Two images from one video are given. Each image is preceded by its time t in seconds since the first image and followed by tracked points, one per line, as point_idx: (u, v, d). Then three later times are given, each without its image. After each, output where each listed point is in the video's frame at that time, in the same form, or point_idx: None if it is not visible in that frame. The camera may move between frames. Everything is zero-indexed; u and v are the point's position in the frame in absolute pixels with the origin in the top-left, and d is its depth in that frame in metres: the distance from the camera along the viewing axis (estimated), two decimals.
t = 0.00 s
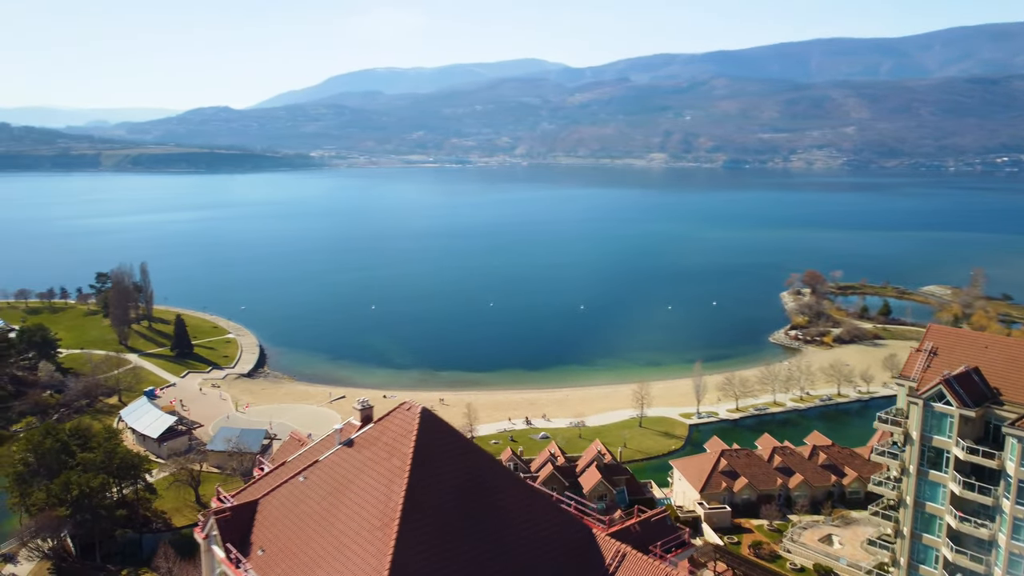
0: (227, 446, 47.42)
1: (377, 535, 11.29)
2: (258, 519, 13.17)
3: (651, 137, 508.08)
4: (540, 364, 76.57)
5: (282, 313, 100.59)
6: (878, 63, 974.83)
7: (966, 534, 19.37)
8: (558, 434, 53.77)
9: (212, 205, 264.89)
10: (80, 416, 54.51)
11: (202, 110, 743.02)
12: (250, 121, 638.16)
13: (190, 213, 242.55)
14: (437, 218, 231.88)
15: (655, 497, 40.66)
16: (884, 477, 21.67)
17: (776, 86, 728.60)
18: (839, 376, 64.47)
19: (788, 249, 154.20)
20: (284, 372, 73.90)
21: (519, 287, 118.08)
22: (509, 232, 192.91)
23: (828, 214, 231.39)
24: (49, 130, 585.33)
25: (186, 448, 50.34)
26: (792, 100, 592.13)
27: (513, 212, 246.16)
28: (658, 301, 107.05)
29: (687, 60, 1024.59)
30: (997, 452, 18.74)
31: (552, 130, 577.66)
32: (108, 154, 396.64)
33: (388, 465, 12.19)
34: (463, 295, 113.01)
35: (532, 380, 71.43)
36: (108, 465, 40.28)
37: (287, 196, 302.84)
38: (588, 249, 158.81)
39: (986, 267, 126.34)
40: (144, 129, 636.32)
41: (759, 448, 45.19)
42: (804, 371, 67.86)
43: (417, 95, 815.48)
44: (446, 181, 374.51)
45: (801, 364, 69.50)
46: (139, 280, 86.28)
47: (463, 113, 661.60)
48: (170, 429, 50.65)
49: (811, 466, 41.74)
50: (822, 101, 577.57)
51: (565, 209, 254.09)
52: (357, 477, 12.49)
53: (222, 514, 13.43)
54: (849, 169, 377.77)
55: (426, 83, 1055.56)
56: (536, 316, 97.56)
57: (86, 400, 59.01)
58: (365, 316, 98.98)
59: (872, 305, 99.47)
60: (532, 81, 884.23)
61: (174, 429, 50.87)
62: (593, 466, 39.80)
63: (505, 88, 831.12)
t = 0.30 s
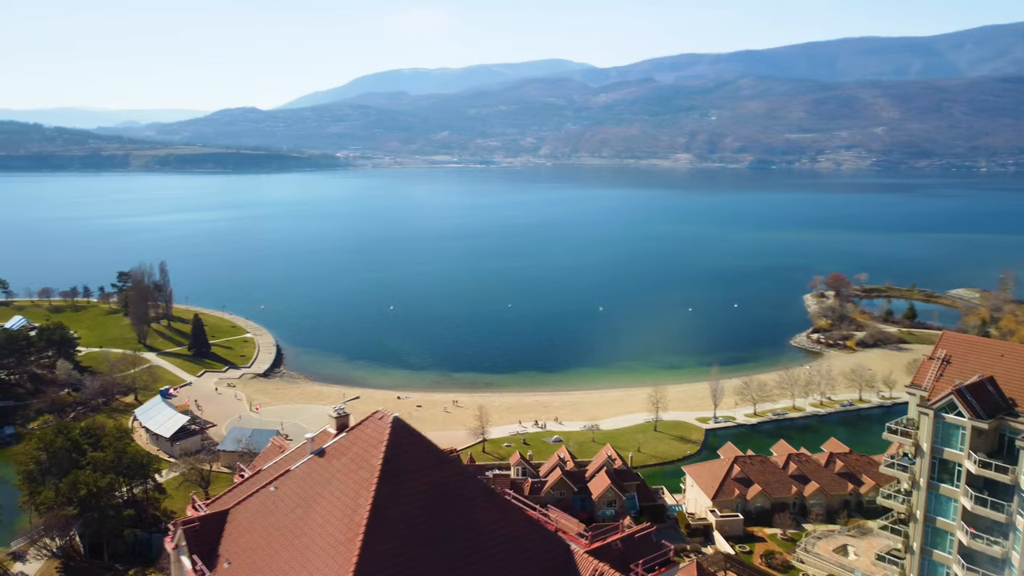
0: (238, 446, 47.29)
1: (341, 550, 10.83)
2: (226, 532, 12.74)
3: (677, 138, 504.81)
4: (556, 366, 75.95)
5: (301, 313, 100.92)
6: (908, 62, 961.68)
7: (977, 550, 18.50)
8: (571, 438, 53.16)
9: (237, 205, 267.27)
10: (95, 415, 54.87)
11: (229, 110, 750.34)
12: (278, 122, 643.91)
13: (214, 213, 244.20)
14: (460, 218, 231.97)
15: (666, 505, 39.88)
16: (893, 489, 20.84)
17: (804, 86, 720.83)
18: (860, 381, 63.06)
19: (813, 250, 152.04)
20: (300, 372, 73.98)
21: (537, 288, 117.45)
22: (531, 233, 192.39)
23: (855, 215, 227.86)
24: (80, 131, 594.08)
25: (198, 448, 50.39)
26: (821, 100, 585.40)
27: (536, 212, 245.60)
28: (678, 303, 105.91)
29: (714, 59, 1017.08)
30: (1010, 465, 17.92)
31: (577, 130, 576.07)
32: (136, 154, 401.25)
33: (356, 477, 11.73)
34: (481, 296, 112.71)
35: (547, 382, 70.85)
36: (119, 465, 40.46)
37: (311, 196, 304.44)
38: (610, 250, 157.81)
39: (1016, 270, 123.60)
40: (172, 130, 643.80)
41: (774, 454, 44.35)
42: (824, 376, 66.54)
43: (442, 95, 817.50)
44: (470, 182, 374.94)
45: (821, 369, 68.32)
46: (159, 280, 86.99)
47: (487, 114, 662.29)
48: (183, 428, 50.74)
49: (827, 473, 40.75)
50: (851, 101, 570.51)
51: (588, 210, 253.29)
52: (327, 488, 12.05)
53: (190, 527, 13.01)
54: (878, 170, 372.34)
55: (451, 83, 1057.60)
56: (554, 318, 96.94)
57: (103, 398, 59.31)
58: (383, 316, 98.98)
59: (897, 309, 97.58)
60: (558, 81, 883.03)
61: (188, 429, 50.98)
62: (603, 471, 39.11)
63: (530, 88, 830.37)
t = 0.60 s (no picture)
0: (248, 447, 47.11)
1: (300, 565, 10.37)
2: (193, 545, 12.30)
3: (703, 137, 500.72)
4: (573, 369, 75.37)
5: (320, 313, 101.05)
6: (940, 62, 945.46)
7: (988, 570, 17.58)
8: (585, 441, 52.49)
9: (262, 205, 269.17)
10: (111, 415, 55.13)
11: (257, 110, 758.00)
12: (304, 123, 648.17)
13: (241, 212, 246.46)
14: (482, 219, 231.47)
15: (677, 510, 39.16)
16: (906, 506, 19.97)
17: (833, 85, 711.33)
18: (883, 386, 61.66)
19: (838, 252, 149.81)
20: (316, 372, 73.97)
21: (556, 289, 116.71)
22: (553, 233, 191.47)
23: (884, 216, 224.04)
24: (113, 131, 603.77)
25: (210, 448, 50.47)
26: (850, 100, 577.27)
27: (559, 213, 244.45)
28: (700, 305, 104.72)
29: (740, 57, 1006.82)
30: None
31: (602, 130, 573.50)
32: (166, 153, 406.61)
33: (323, 487, 11.28)
34: (500, 296, 112.28)
35: (564, 385, 70.17)
36: (127, 464, 40.39)
37: (336, 196, 306.13)
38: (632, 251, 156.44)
39: None
40: (202, 130, 651.86)
41: (790, 461, 43.41)
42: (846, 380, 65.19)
43: (467, 95, 818.27)
44: (493, 182, 374.60)
45: (843, 373, 67.00)
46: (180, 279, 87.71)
47: (512, 114, 662.13)
48: (197, 427, 50.89)
49: (845, 481, 39.75)
50: (881, 101, 561.98)
51: (612, 210, 251.89)
52: (293, 501, 11.63)
53: (155, 537, 12.60)
54: (908, 171, 366.47)
55: (476, 84, 1058.09)
56: (575, 319, 96.56)
57: (120, 397, 59.57)
58: (401, 316, 98.98)
59: (924, 314, 95.58)
60: (583, 82, 880.00)
61: (201, 428, 51.09)
62: (614, 476, 38.55)
63: (555, 88, 827.72)
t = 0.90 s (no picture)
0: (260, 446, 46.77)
1: None
2: (158, 556, 11.94)
3: (730, 138, 495.95)
4: (590, 371, 74.58)
5: (339, 313, 101.16)
6: (975, 60, 927.46)
7: None
8: (599, 445, 51.85)
9: (288, 205, 271.33)
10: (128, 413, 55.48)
11: (285, 111, 765.53)
12: (331, 124, 652.70)
13: (267, 211, 248.83)
14: (506, 219, 230.97)
15: (689, 518, 38.37)
16: (917, 518, 19.16)
17: (864, 84, 700.63)
18: (907, 392, 60.26)
19: (866, 254, 147.16)
20: (333, 372, 74.00)
21: (575, 291, 115.95)
22: (576, 234, 190.36)
23: (914, 218, 220.22)
24: (144, 131, 613.46)
25: (223, 448, 50.40)
26: (881, 99, 568.18)
27: (583, 213, 243.25)
28: (721, 307, 103.38)
29: (768, 57, 996.16)
30: None
31: (627, 130, 570.42)
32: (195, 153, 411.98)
33: (286, 500, 10.88)
34: (519, 297, 111.72)
35: (580, 387, 69.49)
36: (139, 463, 40.49)
37: (361, 195, 307.82)
38: (655, 253, 154.94)
39: None
40: (231, 130, 659.78)
41: (806, 469, 42.42)
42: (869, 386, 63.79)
43: (493, 96, 818.76)
44: (518, 182, 374.02)
45: (866, 379, 65.61)
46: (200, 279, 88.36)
47: (538, 115, 661.28)
48: (209, 427, 50.88)
49: (862, 490, 38.66)
50: (913, 101, 552.48)
51: (635, 210, 250.27)
52: (258, 511, 11.20)
53: (123, 547, 12.29)
54: (941, 172, 359.31)
55: (502, 85, 1058.32)
56: (594, 321, 95.63)
57: (137, 395, 60.02)
58: (420, 317, 98.81)
59: (953, 317, 93.43)
60: (609, 82, 876.56)
61: (214, 428, 51.15)
62: (624, 483, 37.81)
63: (581, 89, 824.58)
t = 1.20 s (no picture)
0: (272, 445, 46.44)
1: None
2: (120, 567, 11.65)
3: (757, 138, 491.11)
4: (607, 374, 73.70)
5: (359, 313, 101.26)
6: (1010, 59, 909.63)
7: None
8: (612, 449, 51.12)
9: (313, 204, 273.19)
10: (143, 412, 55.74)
11: (312, 110, 770.66)
12: (357, 124, 656.49)
13: (292, 211, 250.38)
14: (529, 219, 230.26)
15: (700, 525, 37.52)
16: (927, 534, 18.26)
17: (895, 83, 689.93)
18: (932, 398, 58.72)
19: (894, 256, 144.47)
20: (349, 373, 73.92)
21: (595, 292, 115.04)
22: (599, 235, 189.16)
23: (946, 219, 215.90)
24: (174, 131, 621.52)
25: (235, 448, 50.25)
26: (912, 99, 558.98)
27: (606, 214, 241.89)
28: (743, 310, 101.88)
29: (797, 56, 985.15)
30: None
31: (653, 130, 567.02)
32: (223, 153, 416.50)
33: (238, 516, 10.44)
34: (538, 298, 111.10)
35: (597, 390, 68.73)
36: (149, 463, 40.44)
37: (386, 195, 308.94)
38: (678, 254, 153.40)
39: None
40: (259, 130, 666.39)
41: (824, 477, 41.42)
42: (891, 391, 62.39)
43: (519, 96, 818.38)
44: (543, 182, 373.17)
45: (889, 384, 64.11)
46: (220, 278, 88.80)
47: (563, 114, 659.70)
48: (222, 426, 50.80)
49: (881, 501, 37.51)
50: (945, 101, 542.91)
51: (660, 211, 248.48)
52: (215, 526, 10.79)
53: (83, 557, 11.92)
54: (974, 172, 352.51)
55: (528, 85, 1057.58)
56: (613, 323, 94.67)
57: (153, 394, 60.40)
58: (438, 317, 98.59)
59: (982, 321, 91.19)
60: (636, 82, 872.61)
61: (227, 428, 51.10)
62: (634, 489, 37.02)
63: (607, 89, 821.47)
